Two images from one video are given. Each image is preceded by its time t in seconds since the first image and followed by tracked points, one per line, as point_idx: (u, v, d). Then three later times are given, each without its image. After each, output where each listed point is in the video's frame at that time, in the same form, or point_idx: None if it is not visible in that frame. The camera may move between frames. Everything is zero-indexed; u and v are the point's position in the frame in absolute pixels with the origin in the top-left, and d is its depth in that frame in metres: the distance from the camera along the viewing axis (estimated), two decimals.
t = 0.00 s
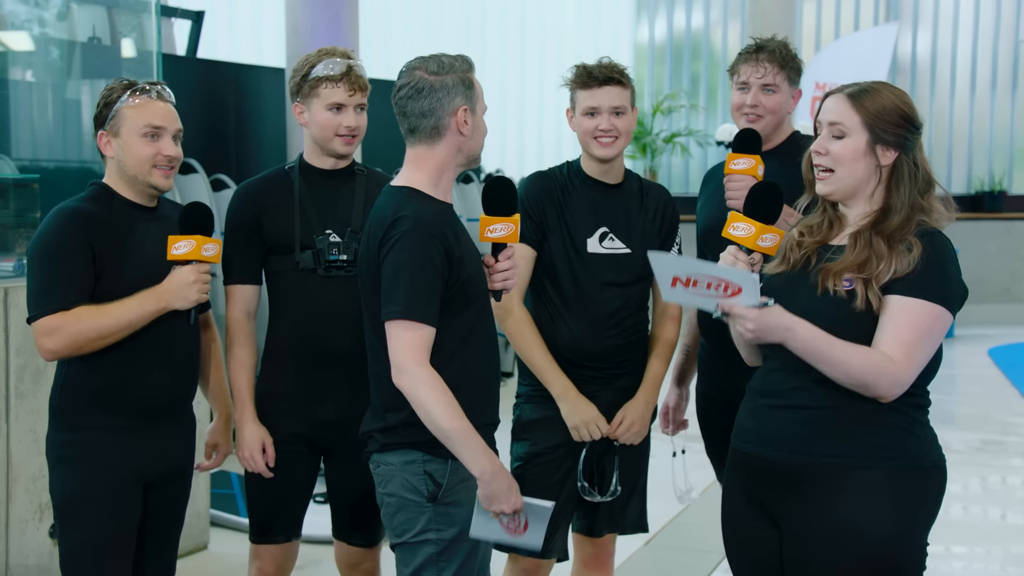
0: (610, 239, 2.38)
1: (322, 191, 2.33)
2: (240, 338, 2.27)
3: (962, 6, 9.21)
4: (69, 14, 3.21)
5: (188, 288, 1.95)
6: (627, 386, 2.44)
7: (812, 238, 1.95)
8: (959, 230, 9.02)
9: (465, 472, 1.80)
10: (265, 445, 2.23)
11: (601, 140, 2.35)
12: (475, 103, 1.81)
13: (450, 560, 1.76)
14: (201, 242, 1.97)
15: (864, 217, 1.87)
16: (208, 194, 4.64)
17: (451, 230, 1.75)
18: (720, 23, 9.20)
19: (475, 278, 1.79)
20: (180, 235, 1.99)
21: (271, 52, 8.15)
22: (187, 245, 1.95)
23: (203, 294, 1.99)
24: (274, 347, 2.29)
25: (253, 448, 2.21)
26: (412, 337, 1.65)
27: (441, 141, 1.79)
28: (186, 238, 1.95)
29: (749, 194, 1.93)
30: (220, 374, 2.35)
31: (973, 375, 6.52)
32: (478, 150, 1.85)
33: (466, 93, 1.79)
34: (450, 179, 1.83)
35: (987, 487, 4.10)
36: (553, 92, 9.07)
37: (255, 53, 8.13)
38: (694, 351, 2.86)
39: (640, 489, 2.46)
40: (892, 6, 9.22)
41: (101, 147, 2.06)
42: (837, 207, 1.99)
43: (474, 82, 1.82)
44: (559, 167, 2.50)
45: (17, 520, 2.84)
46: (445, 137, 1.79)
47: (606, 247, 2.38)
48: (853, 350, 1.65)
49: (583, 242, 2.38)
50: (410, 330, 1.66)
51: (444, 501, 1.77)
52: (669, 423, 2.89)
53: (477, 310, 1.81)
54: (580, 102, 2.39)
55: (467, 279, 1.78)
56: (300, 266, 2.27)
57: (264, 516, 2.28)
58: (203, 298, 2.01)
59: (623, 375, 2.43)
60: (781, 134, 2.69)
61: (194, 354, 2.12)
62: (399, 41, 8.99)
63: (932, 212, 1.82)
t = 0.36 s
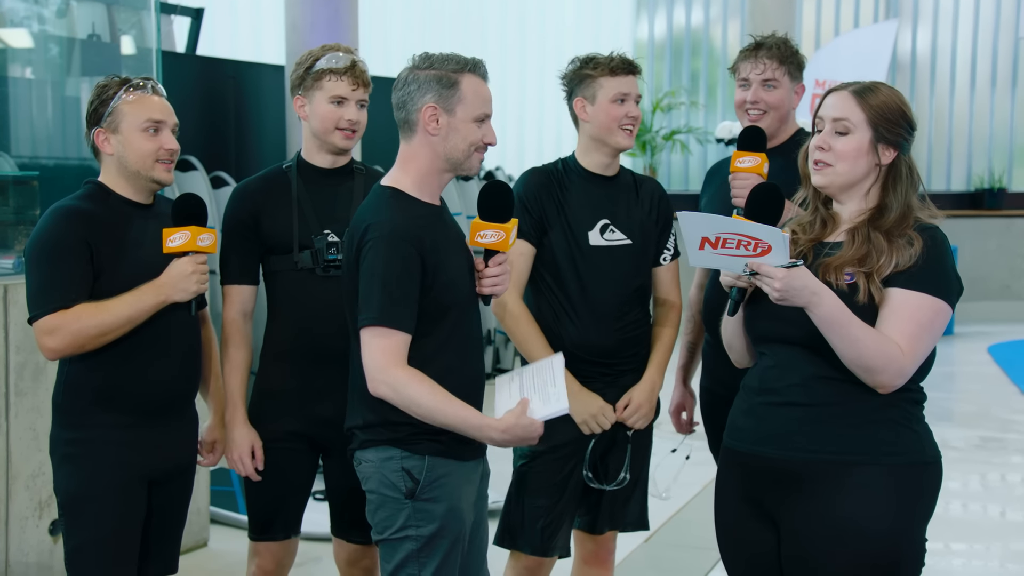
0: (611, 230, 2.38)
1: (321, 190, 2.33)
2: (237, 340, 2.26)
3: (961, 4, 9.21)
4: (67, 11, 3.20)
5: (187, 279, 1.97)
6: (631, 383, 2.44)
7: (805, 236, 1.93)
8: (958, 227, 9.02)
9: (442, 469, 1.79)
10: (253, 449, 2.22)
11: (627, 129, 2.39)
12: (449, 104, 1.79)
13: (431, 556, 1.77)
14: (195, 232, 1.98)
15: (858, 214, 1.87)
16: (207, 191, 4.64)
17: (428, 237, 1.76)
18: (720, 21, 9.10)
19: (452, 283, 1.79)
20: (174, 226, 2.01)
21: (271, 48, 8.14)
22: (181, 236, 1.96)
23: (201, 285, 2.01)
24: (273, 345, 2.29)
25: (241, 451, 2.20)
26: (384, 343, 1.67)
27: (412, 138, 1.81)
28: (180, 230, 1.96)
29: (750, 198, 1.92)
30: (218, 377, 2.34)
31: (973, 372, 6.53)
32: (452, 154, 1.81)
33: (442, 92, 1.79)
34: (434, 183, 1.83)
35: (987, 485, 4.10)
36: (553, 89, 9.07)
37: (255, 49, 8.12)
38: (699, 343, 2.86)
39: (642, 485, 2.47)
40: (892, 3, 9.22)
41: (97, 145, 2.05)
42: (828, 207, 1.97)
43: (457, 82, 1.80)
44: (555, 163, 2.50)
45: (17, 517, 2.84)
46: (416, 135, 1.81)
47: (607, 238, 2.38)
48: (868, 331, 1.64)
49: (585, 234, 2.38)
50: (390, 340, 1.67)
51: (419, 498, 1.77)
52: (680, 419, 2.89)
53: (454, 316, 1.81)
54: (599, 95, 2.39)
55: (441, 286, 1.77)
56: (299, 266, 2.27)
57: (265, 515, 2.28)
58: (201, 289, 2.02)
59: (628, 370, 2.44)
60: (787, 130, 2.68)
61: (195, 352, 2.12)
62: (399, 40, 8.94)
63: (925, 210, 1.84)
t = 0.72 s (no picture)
0: (616, 224, 2.39)
1: (322, 188, 2.33)
2: (238, 340, 2.24)
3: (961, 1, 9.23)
4: (67, 9, 3.19)
5: (188, 277, 1.96)
6: (635, 380, 2.44)
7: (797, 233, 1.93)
8: (958, 225, 9.02)
9: (421, 464, 1.80)
10: (253, 448, 2.21)
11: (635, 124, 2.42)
12: (445, 105, 1.83)
13: (414, 551, 1.77)
14: (197, 230, 1.97)
15: (852, 211, 1.86)
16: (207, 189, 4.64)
17: (404, 237, 1.80)
18: (720, 18, 9.33)
19: (427, 282, 1.81)
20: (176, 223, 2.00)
21: (270, 46, 8.13)
22: (184, 233, 1.95)
23: (204, 283, 1.99)
24: (274, 342, 2.29)
25: (242, 451, 2.19)
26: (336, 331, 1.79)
27: (416, 141, 1.86)
28: (182, 227, 1.96)
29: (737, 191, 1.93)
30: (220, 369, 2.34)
31: (973, 369, 6.53)
32: (451, 153, 1.84)
33: (438, 93, 1.84)
34: (434, 178, 1.86)
35: (986, 482, 4.11)
36: (554, 87, 9.07)
37: (254, 46, 8.11)
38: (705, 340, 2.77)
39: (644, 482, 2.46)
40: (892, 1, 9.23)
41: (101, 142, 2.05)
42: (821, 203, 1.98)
43: (453, 82, 1.83)
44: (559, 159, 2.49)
45: (17, 514, 2.83)
46: (419, 138, 1.85)
47: (613, 232, 2.38)
48: (873, 331, 1.64)
49: (592, 226, 2.38)
50: (348, 338, 1.79)
51: (402, 490, 1.79)
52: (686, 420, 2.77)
53: (434, 315, 1.83)
54: (609, 91, 2.40)
55: (416, 283, 1.81)
56: (302, 265, 2.27)
57: (265, 514, 2.28)
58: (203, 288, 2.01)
59: (633, 368, 2.44)
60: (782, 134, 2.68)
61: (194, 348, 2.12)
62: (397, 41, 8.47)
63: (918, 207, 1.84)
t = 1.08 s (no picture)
0: (624, 221, 2.40)
1: (324, 187, 2.33)
2: (243, 337, 2.24)
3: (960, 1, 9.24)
4: (67, 8, 3.18)
5: (187, 275, 1.96)
6: (628, 379, 2.42)
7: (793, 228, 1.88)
8: (958, 224, 9.03)
9: (424, 446, 1.82)
10: (272, 443, 2.22)
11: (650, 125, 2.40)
12: (485, 105, 1.85)
13: (412, 533, 1.80)
14: (197, 228, 1.97)
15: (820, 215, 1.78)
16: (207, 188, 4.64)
17: (424, 223, 1.83)
18: (720, 17, 9.30)
19: (446, 267, 1.83)
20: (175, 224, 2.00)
21: (270, 46, 8.13)
22: (183, 232, 1.95)
23: (203, 281, 1.99)
24: (275, 340, 2.29)
25: (260, 445, 2.20)
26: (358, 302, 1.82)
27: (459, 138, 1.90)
28: (181, 226, 1.96)
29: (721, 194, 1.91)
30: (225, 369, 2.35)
31: (972, 369, 6.53)
32: (487, 153, 1.85)
33: (480, 95, 1.86)
34: (475, 174, 1.88)
35: (986, 481, 4.11)
36: (553, 86, 9.07)
37: (254, 45, 8.10)
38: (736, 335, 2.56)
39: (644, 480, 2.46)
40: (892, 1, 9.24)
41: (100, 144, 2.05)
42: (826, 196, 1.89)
43: (496, 84, 1.85)
44: (577, 155, 2.51)
45: (16, 514, 2.83)
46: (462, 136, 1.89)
47: (620, 228, 2.40)
48: (859, 351, 1.59)
49: (599, 220, 2.40)
50: (366, 307, 1.82)
51: (404, 472, 1.84)
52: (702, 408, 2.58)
53: (452, 299, 1.84)
54: (626, 90, 2.40)
55: (436, 268, 1.83)
56: (303, 265, 2.27)
57: (265, 512, 2.27)
58: (201, 286, 2.01)
59: (626, 366, 2.42)
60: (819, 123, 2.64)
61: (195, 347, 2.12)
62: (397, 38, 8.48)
63: (886, 203, 1.70)
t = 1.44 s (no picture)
0: (619, 219, 2.40)
1: (324, 186, 2.33)
2: (238, 340, 2.23)
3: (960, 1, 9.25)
4: (67, 8, 3.18)
5: (196, 277, 1.96)
6: (620, 379, 2.40)
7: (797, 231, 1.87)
8: (958, 224, 9.03)
9: (425, 446, 1.82)
10: (255, 450, 2.21)
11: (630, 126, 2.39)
12: (485, 112, 1.84)
13: (413, 532, 1.80)
14: (205, 231, 1.97)
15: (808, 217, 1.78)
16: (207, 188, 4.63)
17: (422, 219, 1.83)
18: (720, 17, 9.30)
19: (447, 262, 1.83)
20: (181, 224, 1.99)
21: (270, 46, 8.13)
22: (192, 234, 1.95)
23: (211, 283, 2.01)
24: (275, 340, 2.29)
25: (243, 450, 2.19)
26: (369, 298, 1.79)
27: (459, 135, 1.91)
28: (190, 227, 1.95)
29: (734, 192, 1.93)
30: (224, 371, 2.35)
31: (973, 369, 6.53)
32: (478, 157, 1.86)
33: (484, 99, 1.84)
34: (472, 176, 1.89)
35: (986, 481, 4.11)
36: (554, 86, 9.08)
37: (254, 46, 8.11)
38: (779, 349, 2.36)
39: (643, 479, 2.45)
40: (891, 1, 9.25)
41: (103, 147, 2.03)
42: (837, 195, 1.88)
43: (500, 95, 1.83)
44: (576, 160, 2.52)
45: (17, 514, 2.82)
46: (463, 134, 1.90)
47: (615, 226, 2.40)
48: (814, 356, 1.61)
49: (594, 219, 2.40)
50: (378, 303, 1.79)
51: (406, 470, 1.84)
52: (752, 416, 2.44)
53: (449, 297, 1.84)
54: (609, 92, 2.43)
55: (438, 262, 1.83)
56: (306, 264, 2.27)
57: (265, 513, 2.26)
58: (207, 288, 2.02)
59: (620, 366, 2.40)
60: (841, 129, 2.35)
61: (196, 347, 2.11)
62: (397, 37, 8.50)
63: (873, 203, 1.68)
